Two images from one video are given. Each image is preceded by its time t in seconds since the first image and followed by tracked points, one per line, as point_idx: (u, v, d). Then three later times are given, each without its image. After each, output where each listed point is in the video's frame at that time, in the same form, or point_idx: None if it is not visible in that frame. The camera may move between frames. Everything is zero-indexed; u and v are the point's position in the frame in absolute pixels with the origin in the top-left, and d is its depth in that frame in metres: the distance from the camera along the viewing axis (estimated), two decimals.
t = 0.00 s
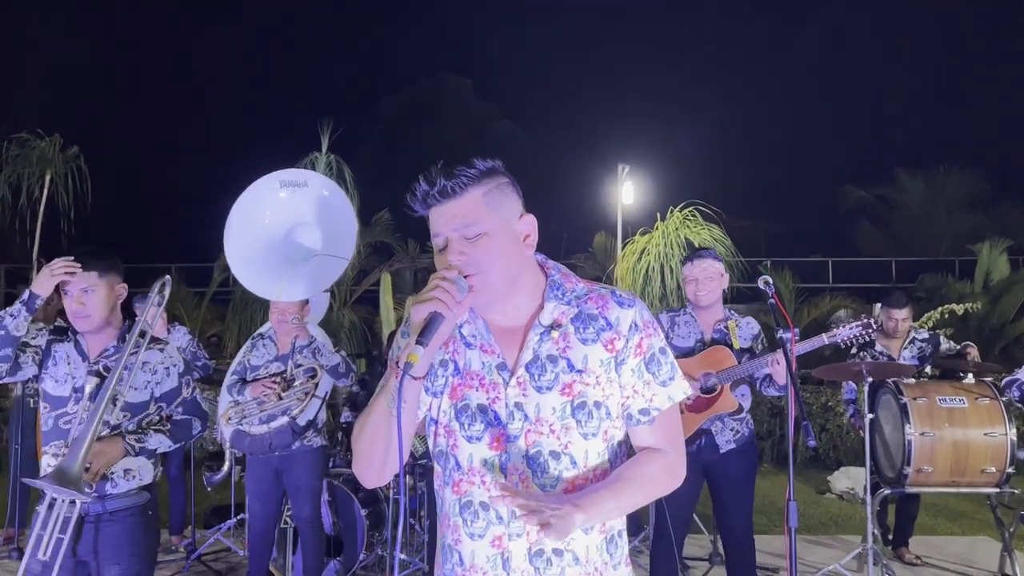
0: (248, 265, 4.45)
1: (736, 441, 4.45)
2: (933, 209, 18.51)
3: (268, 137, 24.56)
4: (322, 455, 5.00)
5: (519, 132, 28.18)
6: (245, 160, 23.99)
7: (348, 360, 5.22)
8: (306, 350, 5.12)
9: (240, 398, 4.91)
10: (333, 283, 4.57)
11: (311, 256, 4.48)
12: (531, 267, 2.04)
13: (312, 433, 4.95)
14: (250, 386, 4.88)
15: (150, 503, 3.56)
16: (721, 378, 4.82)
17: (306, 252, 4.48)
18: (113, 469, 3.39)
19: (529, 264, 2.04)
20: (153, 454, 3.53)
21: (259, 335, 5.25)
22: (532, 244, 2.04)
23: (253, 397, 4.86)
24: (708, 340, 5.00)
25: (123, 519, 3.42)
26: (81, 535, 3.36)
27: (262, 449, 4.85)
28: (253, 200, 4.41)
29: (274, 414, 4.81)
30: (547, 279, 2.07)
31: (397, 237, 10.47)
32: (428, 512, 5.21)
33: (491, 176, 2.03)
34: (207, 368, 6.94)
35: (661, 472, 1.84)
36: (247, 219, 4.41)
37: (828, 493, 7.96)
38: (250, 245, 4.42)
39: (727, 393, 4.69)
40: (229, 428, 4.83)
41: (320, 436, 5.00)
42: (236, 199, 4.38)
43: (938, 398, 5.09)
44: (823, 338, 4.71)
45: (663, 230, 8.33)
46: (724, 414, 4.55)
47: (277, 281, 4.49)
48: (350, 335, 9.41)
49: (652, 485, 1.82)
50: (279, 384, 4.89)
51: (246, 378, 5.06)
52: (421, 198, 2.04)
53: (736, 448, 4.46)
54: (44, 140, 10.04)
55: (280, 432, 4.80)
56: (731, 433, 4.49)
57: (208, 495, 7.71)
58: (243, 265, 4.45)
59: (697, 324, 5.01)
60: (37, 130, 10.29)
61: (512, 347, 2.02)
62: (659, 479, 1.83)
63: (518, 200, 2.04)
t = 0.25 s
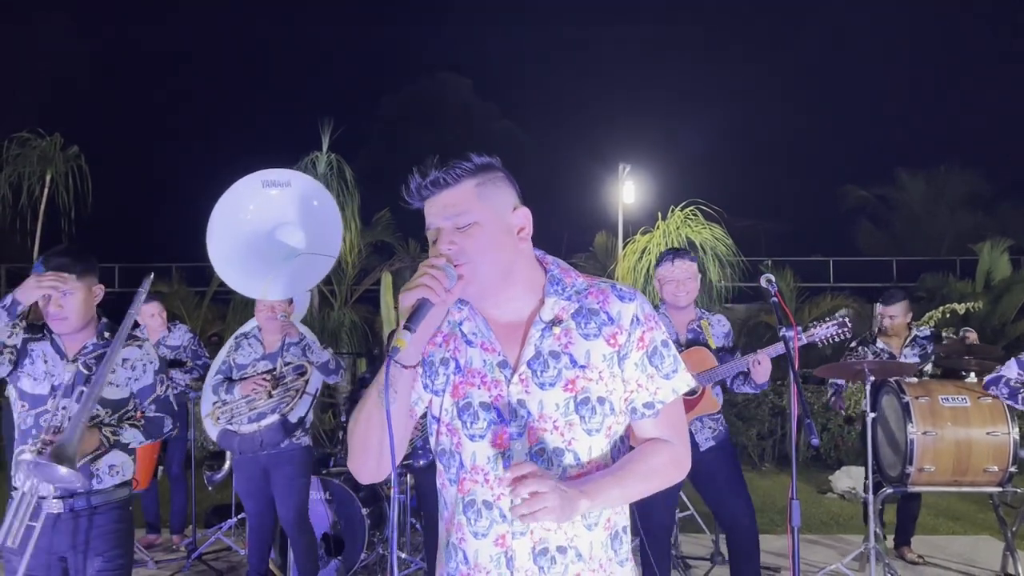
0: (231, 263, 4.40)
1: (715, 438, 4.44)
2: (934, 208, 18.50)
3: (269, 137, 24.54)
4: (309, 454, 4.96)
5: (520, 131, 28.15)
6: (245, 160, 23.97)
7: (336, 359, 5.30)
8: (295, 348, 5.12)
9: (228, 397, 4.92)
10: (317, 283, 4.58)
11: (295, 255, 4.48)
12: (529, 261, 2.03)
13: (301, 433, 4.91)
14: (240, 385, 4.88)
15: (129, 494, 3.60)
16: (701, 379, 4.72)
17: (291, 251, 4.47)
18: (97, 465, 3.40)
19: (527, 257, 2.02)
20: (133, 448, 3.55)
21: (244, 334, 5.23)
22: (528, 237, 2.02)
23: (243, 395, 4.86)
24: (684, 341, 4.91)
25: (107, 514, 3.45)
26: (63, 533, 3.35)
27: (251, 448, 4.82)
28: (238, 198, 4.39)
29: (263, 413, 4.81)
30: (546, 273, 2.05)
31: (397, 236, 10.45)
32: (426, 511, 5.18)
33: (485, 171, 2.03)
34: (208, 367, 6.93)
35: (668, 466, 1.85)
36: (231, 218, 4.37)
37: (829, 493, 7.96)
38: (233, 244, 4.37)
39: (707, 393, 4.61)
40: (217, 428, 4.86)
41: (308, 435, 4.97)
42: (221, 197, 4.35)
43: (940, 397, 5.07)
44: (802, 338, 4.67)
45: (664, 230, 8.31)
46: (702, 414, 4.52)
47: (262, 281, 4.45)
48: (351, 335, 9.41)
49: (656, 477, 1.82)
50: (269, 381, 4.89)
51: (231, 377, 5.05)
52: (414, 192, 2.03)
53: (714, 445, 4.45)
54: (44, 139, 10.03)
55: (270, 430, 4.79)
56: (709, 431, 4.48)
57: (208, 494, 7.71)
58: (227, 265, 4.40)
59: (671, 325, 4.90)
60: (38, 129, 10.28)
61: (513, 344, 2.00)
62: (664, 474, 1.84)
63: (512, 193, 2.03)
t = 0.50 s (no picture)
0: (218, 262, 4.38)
1: (708, 436, 4.39)
2: (935, 208, 18.47)
3: (269, 137, 24.53)
4: (306, 453, 4.94)
5: (520, 131, 28.13)
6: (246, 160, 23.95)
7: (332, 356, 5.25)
8: (291, 346, 5.09)
9: (224, 398, 4.93)
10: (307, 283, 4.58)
11: (285, 256, 4.48)
12: (528, 264, 2.01)
13: (299, 431, 4.90)
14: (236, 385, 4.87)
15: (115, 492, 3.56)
16: (699, 376, 4.72)
17: (281, 253, 4.47)
18: (81, 464, 3.38)
19: (526, 259, 2.01)
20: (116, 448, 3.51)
21: (238, 335, 5.23)
22: (527, 239, 2.01)
23: (239, 395, 4.84)
24: (675, 339, 4.85)
25: (91, 512, 3.40)
26: (48, 534, 3.32)
27: (249, 448, 4.83)
28: (226, 201, 4.37)
29: (260, 413, 4.80)
30: (546, 278, 2.04)
31: (398, 236, 10.43)
32: (425, 513, 5.15)
33: (487, 174, 2.04)
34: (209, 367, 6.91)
35: (673, 471, 1.81)
36: (220, 220, 4.36)
37: (831, 494, 7.95)
38: (223, 247, 4.37)
39: (705, 391, 4.63)
40: (215, 430, 4.89)
41: (305, 435, 4.95)
42: (210, 200, 4.33)
43: (943, 398, 5.06)
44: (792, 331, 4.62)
45: (665, 230, 8.28)
46: (696, 414, 4.46)
47: (252, 283, 4.45)
48: (352, 336, 9.41)
49: (661, 481, 1.79)
50: (264, 380, 4.85)
51: (226, 378, 5.08)
52: (412, 193, 2.03)
53: (707, 442, 4.40)
54: (45, 139, 10.00)
55: (268, 429, 4.79)
56: (703, 429, 4.41)
57: (210, 495, 7.71)
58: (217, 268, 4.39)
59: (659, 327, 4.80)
60: (38, 129, 10.27)
61: (515, 352, 2.00)
62: (670, 478, 1.81)
63: (511, 195, 2.03)
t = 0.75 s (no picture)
0: (217, 265, 4.38)
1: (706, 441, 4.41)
2: (936, 208, 18.44)
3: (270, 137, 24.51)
4: (310, 456, 4.94)
5: (521, 131, 28.12)
6: (247, 160, 23.93)
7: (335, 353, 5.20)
8: (291, 346, 5.07)
9: (226, 400, 4.91)
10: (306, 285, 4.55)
11: (285, 258, 4.46)
12: (535, 266, 2.00)
13: (301, 433, 4.90)
14: (238, 387, 4.86)
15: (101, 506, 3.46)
16: (706, 378, 4.71)
17: (280, 255, 4.46)
18: (61, 472, 3.31)
19: (533, 259, 2.00)
20: (100, 455, 3.44)
21: (240, 338, 5.23)
22: (537, 238, 2.01)
23: (241, 397, 4.84)
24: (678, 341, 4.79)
25: (73, 523, 3.31)
26: (28, 542, 3.24)
27: (252, 449, 4.79)
28: (225, 204, 4.38)
29: (262, 413, 4.79)
30: (551, 280, 2.04)
31: (399, 236, 10.41)
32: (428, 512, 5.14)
33: (496, 173, 2.04)
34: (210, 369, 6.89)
35: (684, 477, 1.82)
36: (219, 224, 4.37)
37: (833, 495, 7.94)
38: (222, 250, 4.37)
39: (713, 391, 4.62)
40: (218, 433, 4.88)
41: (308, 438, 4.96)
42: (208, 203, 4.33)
43: (947, 399, 5.05)
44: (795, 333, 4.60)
45: (667, 230, 8.27)
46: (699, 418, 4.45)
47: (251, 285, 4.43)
48: (353, 337, 9.40)
49: (671, 488, 1.78)
50: (266, 381, 4.86)
51: (229, 381, 5.07)
52: (425, 185, 2.05)
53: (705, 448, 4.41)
54: (45, 139, 9.97)
55: (270, 429, 4.76)
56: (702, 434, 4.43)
57: (211, 496, 7.70)
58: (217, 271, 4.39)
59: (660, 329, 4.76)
60: (39, 129, 10.24)
61: (520, 357, 1.99)
62: (679, 483, 1.81)
63: (520, 195, 2.03)
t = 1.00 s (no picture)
0: (220, 267, 4.33)
1: (719, 439, 4.32)
2: (937, 208, 18.42)
3: (271, 137, 24.48)
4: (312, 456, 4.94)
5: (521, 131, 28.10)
6: (248, 160, 23.92)
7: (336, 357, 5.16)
8: (292, 350, 5.04)
9: (228, 404, 4.91)
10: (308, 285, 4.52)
11: (286, 258, 4.44)
12: (541, 265, 1.98)
13: (304, 435, 4.90)
14: (238, 390, 4.86)
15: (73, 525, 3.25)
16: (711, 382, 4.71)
17: (282, 255, 4.44)
18: (28, 487, 3.12)
19: (538, 257, 1.98)
20: (73, 469, 3.25)
21: (241, 340, 5.22)
22: (541, 235, 1.99)
23: (241, 400, 4.83)
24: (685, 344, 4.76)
25: (38, 543, 3.10)
26: None
27: (254, 453, 4.80)
28: (226, 204, 4.36)
29: (264, 417, 4.77)
30: (555, 280, 2.02)
31: (399, 236, 10.38)
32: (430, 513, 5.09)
33: (501, 169, 2.03)
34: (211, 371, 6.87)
35: (691, 481, 1.79)
36: (221, 223, 4.34)
37: (835, 496, 7.92)
38: (224, 249, 4.34)
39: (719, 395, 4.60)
40: (220, 436, 4.87)
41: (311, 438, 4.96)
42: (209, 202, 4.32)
43: (951, 401, 5.04)
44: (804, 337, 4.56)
45: (669, 230, 8.25)
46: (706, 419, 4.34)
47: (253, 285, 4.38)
48: (354, 338, 9.40)
49: (678, 494, 1.77)
50: (267, 384, 4.85)
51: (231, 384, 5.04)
52: (430, 181, 2.04)
53: (717, 447, 4.33)
54: (45, 139, 9.96)
55: (272, 434, 4.77)
56: (713, 432, 4.34)
57: (212, 497, 7.69)
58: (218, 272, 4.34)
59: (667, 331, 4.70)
60: (39, 129, 10.24)
61: (522, 359, 1.96)
62: (687, 487, 1.78)
63: (527, 192, 2.02)
